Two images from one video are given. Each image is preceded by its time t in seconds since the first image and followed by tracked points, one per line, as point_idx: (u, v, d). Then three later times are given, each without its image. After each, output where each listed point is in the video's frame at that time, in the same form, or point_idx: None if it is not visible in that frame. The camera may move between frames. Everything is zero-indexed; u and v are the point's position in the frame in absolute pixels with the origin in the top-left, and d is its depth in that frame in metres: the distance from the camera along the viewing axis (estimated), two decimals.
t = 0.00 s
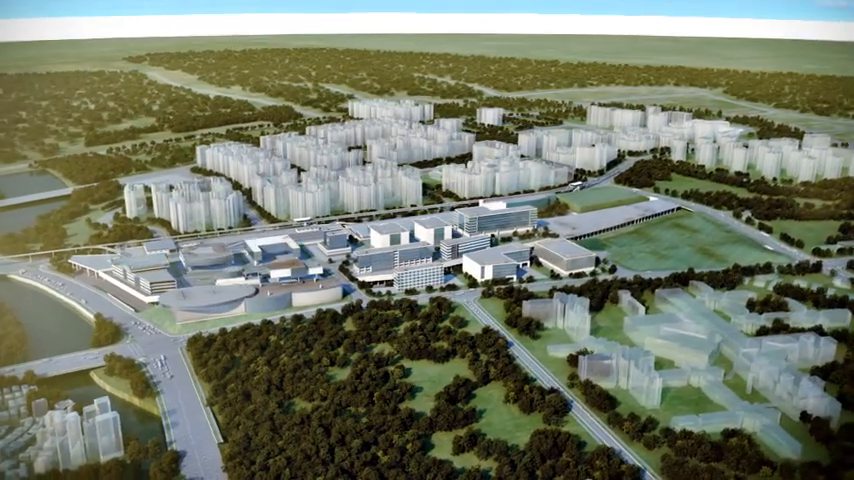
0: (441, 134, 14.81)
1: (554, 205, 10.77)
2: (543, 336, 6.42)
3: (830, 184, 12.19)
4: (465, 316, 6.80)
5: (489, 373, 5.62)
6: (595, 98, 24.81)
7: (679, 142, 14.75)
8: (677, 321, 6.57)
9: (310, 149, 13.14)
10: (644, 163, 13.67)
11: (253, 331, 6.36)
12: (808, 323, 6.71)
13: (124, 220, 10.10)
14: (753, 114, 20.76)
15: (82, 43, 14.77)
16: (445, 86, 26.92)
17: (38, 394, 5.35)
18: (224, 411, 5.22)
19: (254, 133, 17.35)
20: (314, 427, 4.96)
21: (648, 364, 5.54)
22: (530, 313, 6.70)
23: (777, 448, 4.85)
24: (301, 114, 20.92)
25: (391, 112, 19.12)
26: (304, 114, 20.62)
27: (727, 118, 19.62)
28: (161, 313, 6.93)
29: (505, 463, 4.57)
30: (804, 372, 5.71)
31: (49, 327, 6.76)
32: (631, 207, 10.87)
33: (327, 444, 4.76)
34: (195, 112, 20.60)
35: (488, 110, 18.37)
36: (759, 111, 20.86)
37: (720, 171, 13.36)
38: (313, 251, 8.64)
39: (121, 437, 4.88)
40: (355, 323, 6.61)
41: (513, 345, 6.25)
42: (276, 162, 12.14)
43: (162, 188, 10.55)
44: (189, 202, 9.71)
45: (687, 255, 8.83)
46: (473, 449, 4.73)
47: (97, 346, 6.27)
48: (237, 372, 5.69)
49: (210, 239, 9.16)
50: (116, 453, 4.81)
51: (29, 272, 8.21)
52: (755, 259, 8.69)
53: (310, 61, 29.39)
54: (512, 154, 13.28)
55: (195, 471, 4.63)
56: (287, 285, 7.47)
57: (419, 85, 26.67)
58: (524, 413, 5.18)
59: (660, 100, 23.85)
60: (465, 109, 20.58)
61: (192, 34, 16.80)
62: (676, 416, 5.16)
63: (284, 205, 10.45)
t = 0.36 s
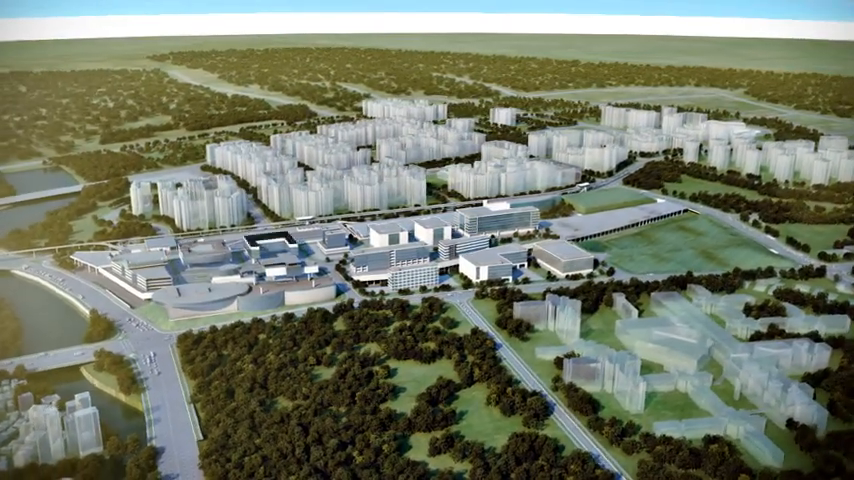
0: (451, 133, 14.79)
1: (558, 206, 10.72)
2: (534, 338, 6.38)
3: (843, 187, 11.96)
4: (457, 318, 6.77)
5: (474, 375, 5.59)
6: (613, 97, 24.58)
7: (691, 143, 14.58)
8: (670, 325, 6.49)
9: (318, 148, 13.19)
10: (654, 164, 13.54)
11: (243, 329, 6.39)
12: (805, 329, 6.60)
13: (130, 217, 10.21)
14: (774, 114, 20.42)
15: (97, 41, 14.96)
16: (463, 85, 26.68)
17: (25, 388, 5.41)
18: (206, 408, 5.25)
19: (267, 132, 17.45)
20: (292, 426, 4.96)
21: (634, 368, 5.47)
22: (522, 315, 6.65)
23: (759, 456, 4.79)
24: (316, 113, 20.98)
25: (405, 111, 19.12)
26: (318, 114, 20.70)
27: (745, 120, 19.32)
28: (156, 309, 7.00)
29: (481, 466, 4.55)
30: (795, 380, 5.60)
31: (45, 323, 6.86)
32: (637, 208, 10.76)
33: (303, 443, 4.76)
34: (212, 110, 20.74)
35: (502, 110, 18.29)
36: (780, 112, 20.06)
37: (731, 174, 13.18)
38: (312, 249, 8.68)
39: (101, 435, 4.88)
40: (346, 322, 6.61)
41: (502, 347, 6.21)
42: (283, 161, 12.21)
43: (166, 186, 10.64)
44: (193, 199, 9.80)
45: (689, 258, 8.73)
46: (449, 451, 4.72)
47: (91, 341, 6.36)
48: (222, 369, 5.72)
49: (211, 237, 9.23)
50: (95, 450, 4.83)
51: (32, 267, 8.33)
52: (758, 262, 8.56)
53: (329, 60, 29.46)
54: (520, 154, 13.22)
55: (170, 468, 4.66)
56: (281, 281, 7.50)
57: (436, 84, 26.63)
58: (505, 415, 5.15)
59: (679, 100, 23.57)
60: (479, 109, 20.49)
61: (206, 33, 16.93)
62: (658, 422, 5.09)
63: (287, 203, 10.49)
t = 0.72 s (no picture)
0: (461, 133, 14.76)
1: (562, 207, 10.66)
2: (524, 341, 6.33)
3: None
4: (448, 319, 6.74)
5: (458, 376, 5.58)
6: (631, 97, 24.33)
7: (703, 144, 14.40)
8: (662, 329, 6.41)
9: (326, 147, 13.22)
10: (665, 166, 13.39)
11: (233, 327, 6.43)
12: (801, 335, 6.48)
13: (136, 214, 10.33)
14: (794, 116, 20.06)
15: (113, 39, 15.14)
16: (479, 86, 25.59)
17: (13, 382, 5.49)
18: (188, 405, 5.29)
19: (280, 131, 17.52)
20: (271, 425, 4.98)
21: (619, 372, 5.42)
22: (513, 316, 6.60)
23: (740, 464, 4.71)
24: (331, 112, 21.01)
25: (418, 111, 19.08)
26: (333, 112, 20.73)
27: (763, 121, 19.02)
28: (150, 306, 7.07)
29: (454, 468, 4.54)
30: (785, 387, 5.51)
31: (42, 317, 6.95)
32: (642, 210, 10.66)
33: (280, 442, 4.78)
34: (228, 108, 20.83)
35: (515, 110, 18.18)
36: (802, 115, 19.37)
37: (742, 176, 13.00)
38: (311, 247, 8.70)
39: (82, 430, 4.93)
40: (336, 322, 6.62)
41: (490, 349, 6.18)
42: (290, 159, 12.26)
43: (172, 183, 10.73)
44: (197, 197, 9.88)
45: (690, 261, 8.62)
46: (425, 452, 4.70)
47: (84, 337, 6.45)
48: (208, 366, 5.76)
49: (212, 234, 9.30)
50: (75, 444, 4.89)
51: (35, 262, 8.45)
52: (760, 266, 8.43)
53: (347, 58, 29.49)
54: (528, 154, 13.16)
55: (147, 465, 4.70)
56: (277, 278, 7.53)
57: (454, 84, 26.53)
58: (486, 418, 5.13)
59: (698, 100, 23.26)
60: (494, 109, 20.38)
61: (221, 32, 17.06)
62: (640, 427, 5.03)
63: (291, 202, 10.52)
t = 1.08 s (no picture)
0: (471, 133, 14.72)
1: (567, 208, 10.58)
2: (513, 342, 6.30)
3: None
4: (438, 320, 6.72)
5: (441, 376, 5.56)
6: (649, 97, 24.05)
7: (716, 146, 14.22)
8: (653, 333, 6.33)
9: (335, 145, 13.25)
10: (675, 167, 13.24)
11: (224, 324, 6.47)
12: (796, 341, 6.37)
13: (142, 211, 10.43)
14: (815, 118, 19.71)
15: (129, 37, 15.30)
16: (498, 85, 25.60)
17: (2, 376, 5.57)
18: (172, 401, 5.33)
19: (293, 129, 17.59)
20: (249, 423, 5.00)
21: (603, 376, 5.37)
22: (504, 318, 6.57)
23: (719, 471, 4.65)
24: (346, 111, 21.05)
25: (432, 110, 19.06)
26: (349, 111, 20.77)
27: (782, 122, 18.72)
28: (145, 303, 7.13)
29: (428, 470, 4.53)
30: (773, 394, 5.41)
31: (39, 313, 7.04)
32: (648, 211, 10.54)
33: (257, 440, 4.80)
34: (245, 106, 20.95)
35: (529, 110, 18.09)
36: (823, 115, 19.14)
37: (754, 178, 12.81)
38: (310, 246, 8.73)
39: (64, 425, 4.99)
40: (327, 321, 6.64)
41: (479, 350, 6.15)
42: (297, 158, 12.32)
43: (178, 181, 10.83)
44: (200, 195, 9.95)
45: (691, 264, 8.52)
46: (400, 453, 4.70)
47: (77, 332, 6.52)
48: (194, 363, 5.80)
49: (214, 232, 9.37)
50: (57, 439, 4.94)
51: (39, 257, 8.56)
52: (762, 270, 8.31)
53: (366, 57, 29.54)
54: (537, 155, 13.09)
55: (125, 460, 4.75)
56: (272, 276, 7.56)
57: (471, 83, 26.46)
58: (466, 419, 5.11)
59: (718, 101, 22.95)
60: (509, 109, 20.28)
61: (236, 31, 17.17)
62: (620, 432, 4.98)
63: (295, 200, 10.56)
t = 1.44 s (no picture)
0: (481, 134, 14.67)
1: (571, 210, 10.51)
2: (502, 344, 6.27)
3: None
4: (429, 321, 6.70)
5: (425, 377, 5.55)
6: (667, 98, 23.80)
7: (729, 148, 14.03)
8: (644, 337, 6.25)
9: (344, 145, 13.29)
10: (685, 169, 13.09)
11: (215, 322, 6.52)
12: (790, 347, 6.26)
13: (148, 208, 10.54)
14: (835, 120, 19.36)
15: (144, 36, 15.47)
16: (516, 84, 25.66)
17: None
18: (155, 398, 5.39)
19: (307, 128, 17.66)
20: (229, 420, 5.04)
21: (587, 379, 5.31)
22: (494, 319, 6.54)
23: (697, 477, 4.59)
24: (362, 111, 21.07)
25: (445, 110, 19.03)
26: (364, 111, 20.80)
27: (801, 124, 18.42)
28: (141, 299, 7.21)
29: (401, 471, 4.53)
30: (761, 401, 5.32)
31: (37, 307, 7.15)
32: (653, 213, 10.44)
33: (235, 437, 4.83)
34: (261, 105, 21.07)
35: (542, 110, 17.99)
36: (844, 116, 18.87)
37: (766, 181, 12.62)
38: (309, 244, 8.76)
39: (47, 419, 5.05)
40: (317, 320, 6.66)
41: (466, 352, 6.13)
42: (304, 157, 12.37)
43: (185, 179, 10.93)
44: (204, 193, 10.04)
45: (692, 267, 8.42)
46: (376, 453, 4.70)
47: (71, 327, 6.60)
48: (182, 360, 5.85)
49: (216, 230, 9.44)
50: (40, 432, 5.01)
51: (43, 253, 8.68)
52: (764, 275, 8.19)
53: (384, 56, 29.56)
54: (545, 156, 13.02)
55: (105, 456, 4.80)
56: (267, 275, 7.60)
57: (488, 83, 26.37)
58: (445, 421, 5.10)
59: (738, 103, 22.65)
60: (524, 109, 20.17)
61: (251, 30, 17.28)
62: (600, 437, 4.93)
63: (300, 198, 10.60)
